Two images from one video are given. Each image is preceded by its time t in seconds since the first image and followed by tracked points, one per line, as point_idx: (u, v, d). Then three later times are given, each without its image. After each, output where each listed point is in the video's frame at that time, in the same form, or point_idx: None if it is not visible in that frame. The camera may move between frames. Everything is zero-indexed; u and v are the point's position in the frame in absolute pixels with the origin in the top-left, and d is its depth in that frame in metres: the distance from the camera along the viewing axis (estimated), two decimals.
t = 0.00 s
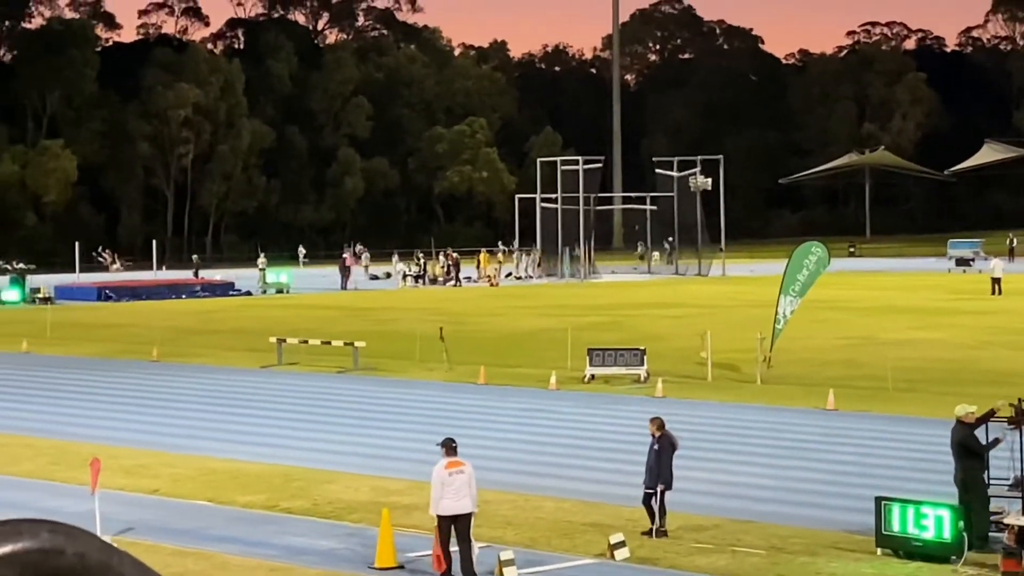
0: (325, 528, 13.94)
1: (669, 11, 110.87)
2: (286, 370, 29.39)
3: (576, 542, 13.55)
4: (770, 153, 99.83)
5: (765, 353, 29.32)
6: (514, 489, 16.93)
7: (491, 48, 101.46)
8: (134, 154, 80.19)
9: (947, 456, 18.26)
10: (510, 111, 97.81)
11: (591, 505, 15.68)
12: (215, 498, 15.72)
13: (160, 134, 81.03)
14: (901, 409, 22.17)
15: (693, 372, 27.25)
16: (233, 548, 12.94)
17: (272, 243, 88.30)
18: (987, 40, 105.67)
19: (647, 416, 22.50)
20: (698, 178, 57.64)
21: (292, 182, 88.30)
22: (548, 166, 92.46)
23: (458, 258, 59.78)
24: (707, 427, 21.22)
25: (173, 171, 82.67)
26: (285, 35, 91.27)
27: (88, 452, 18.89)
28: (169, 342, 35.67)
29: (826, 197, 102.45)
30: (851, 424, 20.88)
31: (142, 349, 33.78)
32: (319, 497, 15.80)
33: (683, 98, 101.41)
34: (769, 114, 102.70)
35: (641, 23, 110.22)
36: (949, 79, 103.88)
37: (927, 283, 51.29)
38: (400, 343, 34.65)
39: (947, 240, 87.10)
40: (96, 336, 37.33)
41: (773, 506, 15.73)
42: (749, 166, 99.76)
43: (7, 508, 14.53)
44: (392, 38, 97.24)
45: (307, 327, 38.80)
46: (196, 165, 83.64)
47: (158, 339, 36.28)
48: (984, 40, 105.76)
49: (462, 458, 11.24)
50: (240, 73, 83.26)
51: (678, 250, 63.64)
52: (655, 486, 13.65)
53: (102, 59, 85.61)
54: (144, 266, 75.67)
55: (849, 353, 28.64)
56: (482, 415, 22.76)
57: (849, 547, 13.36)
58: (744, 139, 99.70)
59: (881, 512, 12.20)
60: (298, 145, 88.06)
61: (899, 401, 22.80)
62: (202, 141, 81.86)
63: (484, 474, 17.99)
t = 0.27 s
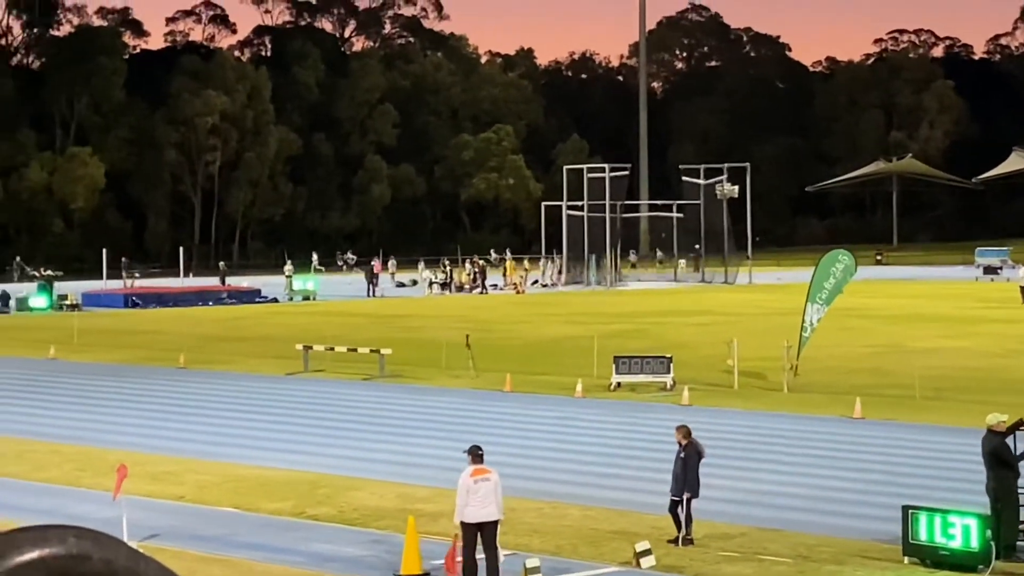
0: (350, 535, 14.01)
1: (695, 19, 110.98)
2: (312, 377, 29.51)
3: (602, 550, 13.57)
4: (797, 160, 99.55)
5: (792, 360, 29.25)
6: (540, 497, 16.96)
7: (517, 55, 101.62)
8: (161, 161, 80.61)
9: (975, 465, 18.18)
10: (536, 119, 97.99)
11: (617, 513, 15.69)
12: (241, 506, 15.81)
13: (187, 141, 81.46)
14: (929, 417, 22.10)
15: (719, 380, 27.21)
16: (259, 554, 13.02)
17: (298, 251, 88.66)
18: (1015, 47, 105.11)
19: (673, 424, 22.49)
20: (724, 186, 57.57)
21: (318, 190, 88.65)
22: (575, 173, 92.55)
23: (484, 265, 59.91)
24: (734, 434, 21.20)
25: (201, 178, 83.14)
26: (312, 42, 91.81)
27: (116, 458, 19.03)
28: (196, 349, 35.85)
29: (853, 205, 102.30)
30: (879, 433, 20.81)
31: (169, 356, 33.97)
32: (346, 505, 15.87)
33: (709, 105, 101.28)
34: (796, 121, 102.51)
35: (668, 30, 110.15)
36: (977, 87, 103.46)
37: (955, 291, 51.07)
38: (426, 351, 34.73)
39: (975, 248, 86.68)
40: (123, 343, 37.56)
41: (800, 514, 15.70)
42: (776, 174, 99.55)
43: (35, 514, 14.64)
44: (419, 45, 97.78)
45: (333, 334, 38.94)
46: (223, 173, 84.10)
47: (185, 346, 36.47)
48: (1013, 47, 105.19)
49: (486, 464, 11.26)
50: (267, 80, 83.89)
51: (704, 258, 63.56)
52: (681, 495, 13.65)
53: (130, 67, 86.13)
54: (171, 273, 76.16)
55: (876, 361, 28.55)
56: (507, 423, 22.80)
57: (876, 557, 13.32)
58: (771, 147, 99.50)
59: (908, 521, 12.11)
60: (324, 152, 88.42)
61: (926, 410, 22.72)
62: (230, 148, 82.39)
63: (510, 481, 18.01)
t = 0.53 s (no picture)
0: (376, 541, 14.09)
1: (723, 26, 111.15)
2: (339, 384, 29.63)
3: (628, 557, 13.61)
4: (824, 166, 99.19)
5: (819, 367, 29.19)
6: (566, 504, 17.00)
7: (545, 62, 101.71)
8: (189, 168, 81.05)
9: (1004, 473, 18.12)
10: (563, 125, 98.03)
11: (642, 520, 15.71)
12: (268, 512, 15.90)
13: (214, 148, 81.82)
14: (957, 425, 22.03)
15: (746, 387, 27.17)
16: (286, 560, 13.12)
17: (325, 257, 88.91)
18: None
19: (699, 431, 22.49)
20: (751, 193, 57.48)
21: (345, 196, 88.91)
22: (602, 180, 92.56)
23: (511, 272, 59.99)
24: (760, 441, 21.19)
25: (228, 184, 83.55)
26: (340, 49, 92.18)
27: (143, 464, 19.17)
28: (223, 355, 36.07)
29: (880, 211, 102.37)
30: (907, 440, 20.76)
31: (196, 362, 34.17)
32: (372, 511, 15.96)
33: (736, 111, 101.08)
34: (824, 127, 102.26)
35: (695, 37, 110.24)
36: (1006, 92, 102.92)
37: (983, 297, 50.80)
38: (452, 357, 34.82)
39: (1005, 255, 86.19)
40: (151, 349, 37.79)
41: (826, 521, 15.69)
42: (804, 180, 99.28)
43: (63, 520, 14.79)
44: (446, 51, 98.17)
45: (360, 341, 39.10)
46: (250, 179, 84.47)
47: (212, 352, 36.68)
48: None
49: (513, 472, 11.33)
50: (294, 87, 84.22)
51: (730, 264, 63.44)
52: (708, 502, 13.68)
53: (158, 74, 86.59)
54: (198, 279, 76.59)
55: (903, 368, 28.46)
56: (534, 429, 22.85)
57: (903, 564, 13.30)
58: (798, 152, 99.22)
59: (936, 529, 12.08)
60: (351, 158, 88.72)
61: (954, 417, 22.64)
62: (256, 155, 82.72)
63: (536, 488, 18.06)
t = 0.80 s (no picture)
0: (403, 547, 14.15)
1: (749, 31, 110.16)
2: (364, 390, 29.74)
3: (655, 562, 13.66)
4: (850, 171, 98.85)
5: (845, 373, 29.12)
6: (592, 509, 17.04)
7: (570, 67, 101.72)
8: (214, 174, 81.41)
9: None
10: (589, 131, 98.04)
11: (668, 526, 15.75)
12: (294, 517, 16.01)
13: (240, 154, 82.16)
14: (984, 430, 21.94)
15: (772, 393, 27.12)
16: (311, 565, 13.23)
17: (350, 263, 89.13)
18: None
19: (724, 437, 22.49)
20: (776, 199, 57.31)
21: (370, 202, 89.14)
22: (627, 186, 92.52)
23: (537, 278, 60.01)
24: (786, 447, 21.17)
25: (254, 190, 83.88)
26: (364, 55, 92.40)
27: (169, 470, 19.32)
28: (248, 361, 36.23)
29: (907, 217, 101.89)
30: (933, 446, 20.70)
31: (222, 368, 34.35)
32: (397, 516, 16.05)
33: (761, 116, 100.83)
34: (850, 133, 102.00)
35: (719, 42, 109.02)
36: None
37: (1011, 303, 50.55)
38: (478, 363, 34.88)
39: None
40: (177, 355, 38.02)
41: (852, 528, 15.68)
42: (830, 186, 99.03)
43: (88, 525, 14.94)
44: (471, 57, 98.40)
45: (386, 347, 39.24)
46: (275, 185, 84.81)
47: (238, 358, 36.87)
48: None
49: (537, 476, 11.38)
50: (320, 92, 84.51)
51: (756, 270, 63.31)
52: (734, 507, 13.72)
53: (183, 80, 87.03)
54: (224, 285, 76.91)
55: (929, 374, 28.39)
56: (560, 435, 22.90)
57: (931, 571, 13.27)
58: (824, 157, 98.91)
59: (962, 534, 9.80)
60: (376, 164, 89.00)
61: (981, 423, 22.55)
62: (282, 161, 83.06)
63: (561, 493, 18.11)
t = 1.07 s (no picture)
0: (428, 552, 14.22)
1: (773, 35, 109.63)
2: (389, 395, 29.84)
3: (679, 567, 13.69)
4: (875, 175, 98.62)
5: (870, 378, 29.08)
6: (616, 513, 17.10)
7: (593, 72, 101.82)
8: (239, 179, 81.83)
9: None
10: (612, 135, 98.14)
11: (692, 530, 15.78)
12: (318, 522, 16.11)
13: (264, 160, 82.53)
14: (1010, 435, 21.90)
15: (797, 397, 27.11)
16: (335, 570, 13.30)
17: (375, 268, 89.48)
18: None
19: (749, 441, 22.52)
20: (801, 203, 57.34)
21: (395, 207, 89.46)
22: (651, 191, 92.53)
23: (561, 282, 60.12)
24: (812, 452, 21.15)
25: (278, 196, 84.28)
26: (388, 60, 92.70)
27: (195, 475, 19.47)
28: (274, 366, 36.42)
29: (932, 220, 101.54)
30: (959, 450, 20.68)
31: (247, 374, 34.51)
32: (422, 521, 16.14)
33: (785, 120, 100.74)
34: (874, 137, 101.89)
35: (742, 47, 108.68)
36: None
37: None
38: (502, 368, 34.95)
39: None
40: (203, 360, 38.26)
41: (878, 532, 15.69)
42: (854, 191, 98.88)
43: (114, 529, 15.06)
44: (495, 62, 98.87)
45: (410, 351, 39.40)
46: (300, 191, 85.19)
47: (263, 363, 37.07)
48: None
49: (561, 482, 11.47)
50: (344, 98, 84.95)
51: (781, 274, 63.27)
52: (758, 511, 13.75)
53: (208, 85, 87.52)
54: (248, 290, 77.34)
55: (955, 378, 28.32)
56: (584, 440, 22.98)
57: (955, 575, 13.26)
58: (848, 161, 98.59)
59: (986, 539, 8.28)
60: (400, 169, 89.33)
61: (1007, 427, 22.50)
62: (307, 166, 83.41)
63: (585, 498, 18.18)
